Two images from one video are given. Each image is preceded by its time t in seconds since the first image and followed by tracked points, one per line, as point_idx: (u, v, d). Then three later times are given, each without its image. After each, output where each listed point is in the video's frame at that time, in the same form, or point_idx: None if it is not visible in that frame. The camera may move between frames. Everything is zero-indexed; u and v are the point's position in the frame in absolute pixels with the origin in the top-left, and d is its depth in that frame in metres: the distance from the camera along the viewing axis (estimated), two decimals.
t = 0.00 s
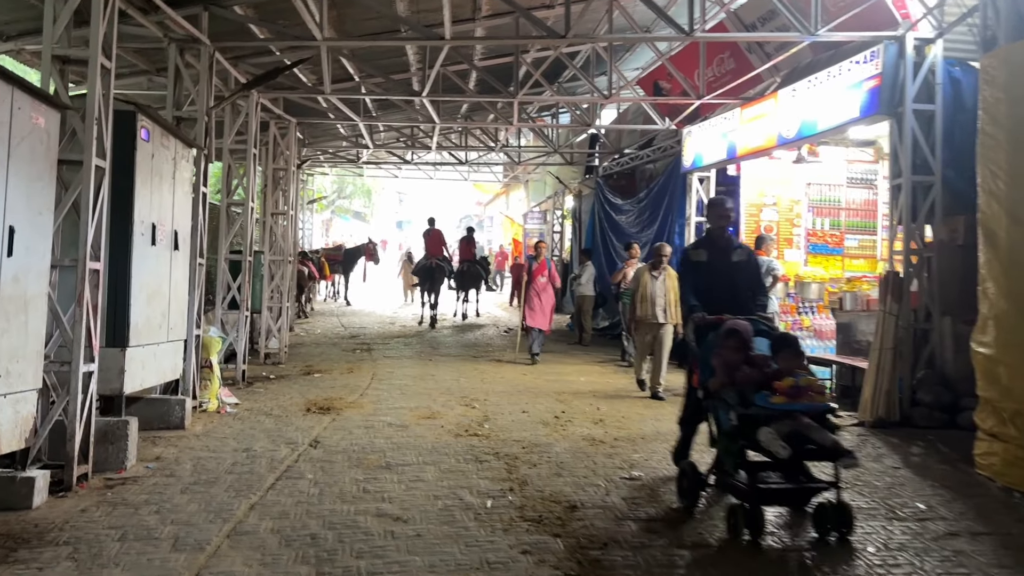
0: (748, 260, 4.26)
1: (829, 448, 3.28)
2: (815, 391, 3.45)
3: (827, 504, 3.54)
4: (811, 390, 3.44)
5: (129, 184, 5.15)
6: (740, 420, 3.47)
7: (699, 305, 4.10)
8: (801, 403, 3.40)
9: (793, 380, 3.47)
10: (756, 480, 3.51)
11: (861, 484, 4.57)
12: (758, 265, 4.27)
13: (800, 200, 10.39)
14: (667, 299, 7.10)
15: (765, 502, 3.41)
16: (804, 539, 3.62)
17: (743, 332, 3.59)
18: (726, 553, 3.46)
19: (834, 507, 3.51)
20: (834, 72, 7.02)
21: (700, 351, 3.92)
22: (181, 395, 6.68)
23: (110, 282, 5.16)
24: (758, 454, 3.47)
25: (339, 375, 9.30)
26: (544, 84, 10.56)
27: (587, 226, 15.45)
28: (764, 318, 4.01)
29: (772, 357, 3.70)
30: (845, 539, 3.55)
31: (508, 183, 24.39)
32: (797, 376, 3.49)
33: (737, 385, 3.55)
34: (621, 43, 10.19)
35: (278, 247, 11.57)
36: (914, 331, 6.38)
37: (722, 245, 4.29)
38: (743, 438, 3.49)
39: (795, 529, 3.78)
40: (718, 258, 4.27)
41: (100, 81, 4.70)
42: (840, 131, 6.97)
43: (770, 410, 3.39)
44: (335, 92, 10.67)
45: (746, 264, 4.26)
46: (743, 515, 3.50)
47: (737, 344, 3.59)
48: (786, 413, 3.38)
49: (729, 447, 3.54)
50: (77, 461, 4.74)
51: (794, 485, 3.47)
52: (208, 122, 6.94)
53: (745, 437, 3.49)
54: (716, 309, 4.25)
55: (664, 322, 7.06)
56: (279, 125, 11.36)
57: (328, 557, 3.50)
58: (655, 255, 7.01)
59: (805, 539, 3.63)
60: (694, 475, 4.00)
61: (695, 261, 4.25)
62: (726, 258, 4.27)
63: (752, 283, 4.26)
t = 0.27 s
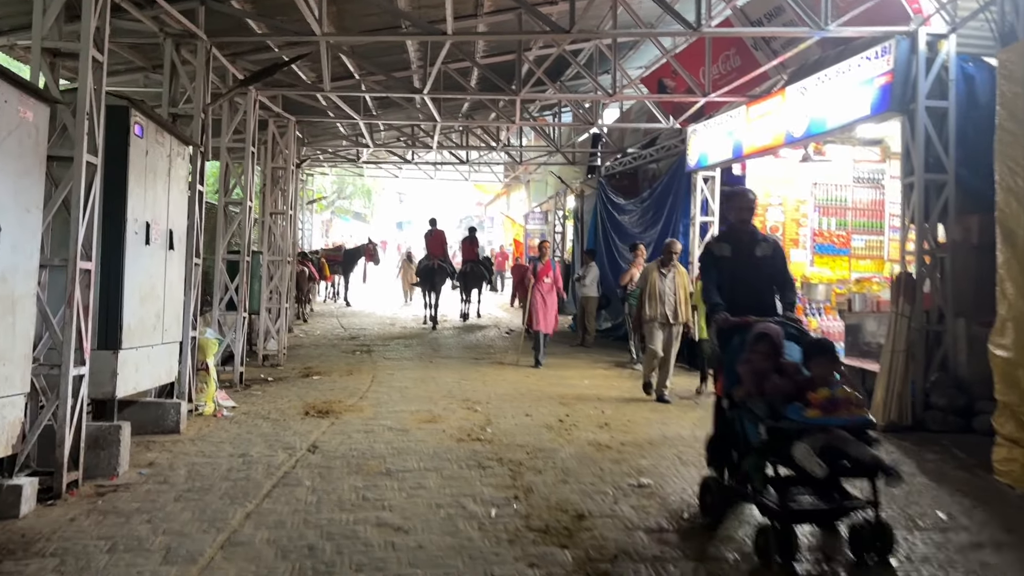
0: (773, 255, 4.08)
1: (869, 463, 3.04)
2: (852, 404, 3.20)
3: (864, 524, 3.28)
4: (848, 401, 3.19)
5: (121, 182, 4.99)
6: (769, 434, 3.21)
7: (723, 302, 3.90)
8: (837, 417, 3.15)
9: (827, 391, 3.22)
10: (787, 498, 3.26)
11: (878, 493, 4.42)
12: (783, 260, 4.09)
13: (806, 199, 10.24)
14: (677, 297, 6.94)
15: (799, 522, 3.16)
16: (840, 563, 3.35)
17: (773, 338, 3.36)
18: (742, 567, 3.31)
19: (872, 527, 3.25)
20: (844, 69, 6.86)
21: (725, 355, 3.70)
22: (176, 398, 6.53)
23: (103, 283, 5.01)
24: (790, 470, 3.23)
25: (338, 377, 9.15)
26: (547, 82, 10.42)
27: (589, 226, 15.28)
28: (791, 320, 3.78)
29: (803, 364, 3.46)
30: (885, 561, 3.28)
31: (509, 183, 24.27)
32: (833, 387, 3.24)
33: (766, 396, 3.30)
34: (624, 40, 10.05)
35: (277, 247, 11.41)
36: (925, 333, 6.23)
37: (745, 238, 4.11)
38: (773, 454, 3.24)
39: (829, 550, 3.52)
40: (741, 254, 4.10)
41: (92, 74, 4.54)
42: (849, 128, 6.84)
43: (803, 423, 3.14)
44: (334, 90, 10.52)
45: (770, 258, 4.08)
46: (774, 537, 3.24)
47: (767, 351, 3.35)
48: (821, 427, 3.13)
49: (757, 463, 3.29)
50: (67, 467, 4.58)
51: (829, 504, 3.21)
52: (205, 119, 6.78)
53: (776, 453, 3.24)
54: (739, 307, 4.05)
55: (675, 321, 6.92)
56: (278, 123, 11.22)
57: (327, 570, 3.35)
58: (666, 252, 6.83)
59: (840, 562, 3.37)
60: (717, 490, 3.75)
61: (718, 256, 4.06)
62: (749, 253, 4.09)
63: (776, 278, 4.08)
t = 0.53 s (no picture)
0: (797, 267, 3.89)
1: (912, 491, 2.69)
2: (895, 427, 2.90)
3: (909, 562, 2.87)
4: (889, 425, 2.90)
5: (111, 188, 4.84)
6: (802, 460, 2.92)
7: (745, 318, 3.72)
8: (879, 442, 2.85)
9: (867, 414, 2.93)
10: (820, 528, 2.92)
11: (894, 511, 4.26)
12: (807, 273, 3.90)
13: (810, 204, 10.09)
14: (686, 305, 6.76)
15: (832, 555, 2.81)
16: None
17: (805, 356, 3.09)
18: None
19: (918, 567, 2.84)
20: (853, 72, 6.72)
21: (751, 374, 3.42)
22: (170, 409, 6.37)
23: (93, 292, 4.86)
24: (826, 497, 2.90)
25: (336, 385, 9.00)
26: (548, 85, 10.28)
27: (590, 231, 15.14)
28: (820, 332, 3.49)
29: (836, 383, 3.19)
30: None
31: (509, 188, 24.17)
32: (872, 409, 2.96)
33: (798, 420, 3.01)
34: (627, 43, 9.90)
35: (275, 252, 11.26)
36: (936, 342, 6.08)
37: (768, 250, 3.91)
38: (807, 482, 2.93)
39: None
40: (763, 265, 3.91)
41: (80, 77, 4.39)
42: (857, 132, 6.70)
43: (841, 450, 2.85)
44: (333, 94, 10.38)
45: (795, 271, 3.88)
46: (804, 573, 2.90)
47: (798, 370, 3.08)
48: (860, 453, 2.83)
49: (790, 492, 3.00)
50: (53, 484, 4.42)
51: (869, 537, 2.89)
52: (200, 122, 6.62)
53: (810, 481, 2.94)
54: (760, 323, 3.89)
55: (682, 330, 6.75)
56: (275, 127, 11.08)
57: None
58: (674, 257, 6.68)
59: None
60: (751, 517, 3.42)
61: (739, 268, 3.86)
62: (772, 265, 3.90)
63: (801, 291, 3.88)
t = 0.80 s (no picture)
0: (819, 275, 3.67)
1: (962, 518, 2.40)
2: (943, 447, 2.57)
3: None
4: (936, 445, 2.57)
5: (98, 188, 4.70)
6: (838, 482, 2.62)
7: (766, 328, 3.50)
8: (924, 463, 2.53)
9: (910, 432, 2.61)
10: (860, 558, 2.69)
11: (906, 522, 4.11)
12: (830, 282, 3.68)
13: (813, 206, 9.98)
14: (691, 313, 6.59)
15: None
16: None
17: (835, 367, 2.87)
18: None
19: None
20: (857, 71, 6.59)
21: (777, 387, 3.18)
22: (160, 415, 6.22)
23: (77, 296, 4.69)
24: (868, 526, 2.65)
25: (332, 389, 8.85)
26: (547, 85, 10.15)
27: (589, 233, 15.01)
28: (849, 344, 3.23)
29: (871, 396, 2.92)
30: None
31: (508, 190, 24.06)
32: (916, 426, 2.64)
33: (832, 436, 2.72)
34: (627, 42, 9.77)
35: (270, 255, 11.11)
36: (943, 348, 5.93)
37: (788, 256, 3.70)
38: (844, 507, 2.64)
39: None
40: (784, 272, 3.66)
41: (65, 74, 4.26)
42: (862, 133, 6.56)
43: (882, 471, 2.54)
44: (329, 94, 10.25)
45: (817, 279, 3.66)
46: None
47: (828, 382, 2.84)
48: (904, 476, 2.51)
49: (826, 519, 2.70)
50: (35, 494, 4.26)
51: (912, 567, 2.61)
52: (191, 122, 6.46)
53: (848, 505, 2.63)
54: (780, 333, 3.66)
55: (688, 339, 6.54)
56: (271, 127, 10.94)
57: None
58: (677, 263, 6.59)
59: None
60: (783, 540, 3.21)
61: (757, 274, 3.64)
62: (794, 272, 3.66)
63: (824, 301, 3.68)
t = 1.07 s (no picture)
0: (844, 271, 3.50)
1: None
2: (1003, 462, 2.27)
3: None
4: (995, 457, 2.28)
5: (83, 182, 4.56)
6: (881, 498, 2.36)
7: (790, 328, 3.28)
8: (980, 477, 2.25)
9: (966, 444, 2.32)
10: None
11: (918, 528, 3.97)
12: (856, 278, 3.50)
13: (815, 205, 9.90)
14: (696, 314, 6.43)
15: None
16: None
17: (872, 370, 2.66)
18: None
19: None
20: (861, 66, 6.47)
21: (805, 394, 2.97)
22: (149, 417, 6.06)
23: (60, 295, 4.54)
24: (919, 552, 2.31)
25: (327, 391, 8.70)
26: (545, 83, 10.03)
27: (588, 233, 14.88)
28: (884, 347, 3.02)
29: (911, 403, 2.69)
30: None
31: (506, 191, 23.94)
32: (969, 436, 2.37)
33: (872, 447, 2.48)
34: (626, 39, 9.64)
35: (265, 254, 10.96)
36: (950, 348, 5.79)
37: (811, 251, 3.50)
38: (889, 527, 2.36)
39: None
40: (808, 267, 3.47)
41: (48, 63, 4.12)
42: (867, 129, 6.44)
43: (931, 485, 2.27)
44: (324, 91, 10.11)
45: (842, 276, 3.48)
46: None
47: (865, 387, 2.64)
48: (957, 491, 2.23)
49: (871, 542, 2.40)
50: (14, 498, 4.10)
51: None
52: (182, 117, 6.31)
53: (893, 525, 2.35)
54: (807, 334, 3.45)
55: (693, 341, 6.36)
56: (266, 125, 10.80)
57: None
58: (679, 264, 6.47)
59: None
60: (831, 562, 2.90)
61: (779, 269, 3.42)
62: (818, 267, 3.48)
63: (849, 300, 3.48)
